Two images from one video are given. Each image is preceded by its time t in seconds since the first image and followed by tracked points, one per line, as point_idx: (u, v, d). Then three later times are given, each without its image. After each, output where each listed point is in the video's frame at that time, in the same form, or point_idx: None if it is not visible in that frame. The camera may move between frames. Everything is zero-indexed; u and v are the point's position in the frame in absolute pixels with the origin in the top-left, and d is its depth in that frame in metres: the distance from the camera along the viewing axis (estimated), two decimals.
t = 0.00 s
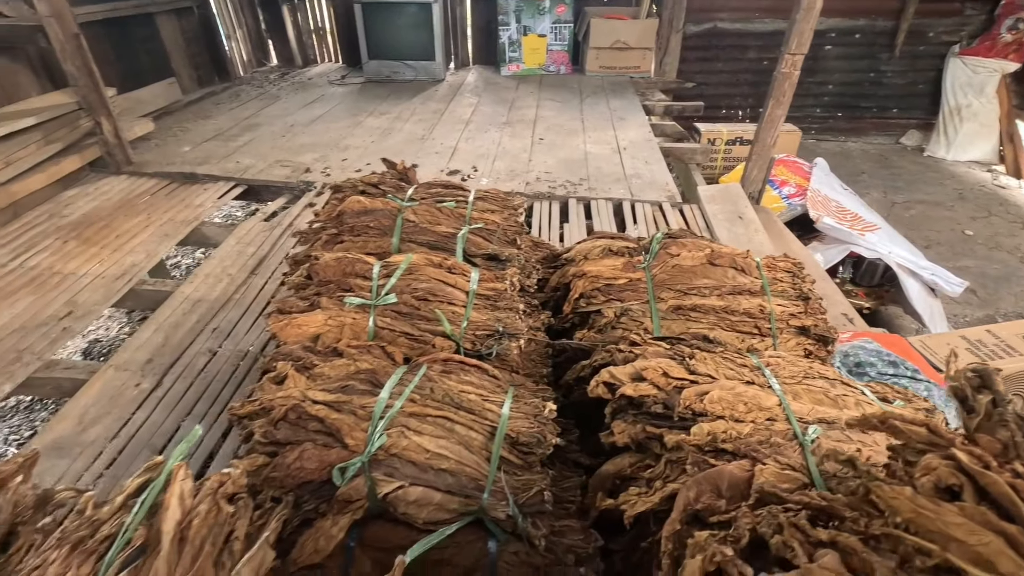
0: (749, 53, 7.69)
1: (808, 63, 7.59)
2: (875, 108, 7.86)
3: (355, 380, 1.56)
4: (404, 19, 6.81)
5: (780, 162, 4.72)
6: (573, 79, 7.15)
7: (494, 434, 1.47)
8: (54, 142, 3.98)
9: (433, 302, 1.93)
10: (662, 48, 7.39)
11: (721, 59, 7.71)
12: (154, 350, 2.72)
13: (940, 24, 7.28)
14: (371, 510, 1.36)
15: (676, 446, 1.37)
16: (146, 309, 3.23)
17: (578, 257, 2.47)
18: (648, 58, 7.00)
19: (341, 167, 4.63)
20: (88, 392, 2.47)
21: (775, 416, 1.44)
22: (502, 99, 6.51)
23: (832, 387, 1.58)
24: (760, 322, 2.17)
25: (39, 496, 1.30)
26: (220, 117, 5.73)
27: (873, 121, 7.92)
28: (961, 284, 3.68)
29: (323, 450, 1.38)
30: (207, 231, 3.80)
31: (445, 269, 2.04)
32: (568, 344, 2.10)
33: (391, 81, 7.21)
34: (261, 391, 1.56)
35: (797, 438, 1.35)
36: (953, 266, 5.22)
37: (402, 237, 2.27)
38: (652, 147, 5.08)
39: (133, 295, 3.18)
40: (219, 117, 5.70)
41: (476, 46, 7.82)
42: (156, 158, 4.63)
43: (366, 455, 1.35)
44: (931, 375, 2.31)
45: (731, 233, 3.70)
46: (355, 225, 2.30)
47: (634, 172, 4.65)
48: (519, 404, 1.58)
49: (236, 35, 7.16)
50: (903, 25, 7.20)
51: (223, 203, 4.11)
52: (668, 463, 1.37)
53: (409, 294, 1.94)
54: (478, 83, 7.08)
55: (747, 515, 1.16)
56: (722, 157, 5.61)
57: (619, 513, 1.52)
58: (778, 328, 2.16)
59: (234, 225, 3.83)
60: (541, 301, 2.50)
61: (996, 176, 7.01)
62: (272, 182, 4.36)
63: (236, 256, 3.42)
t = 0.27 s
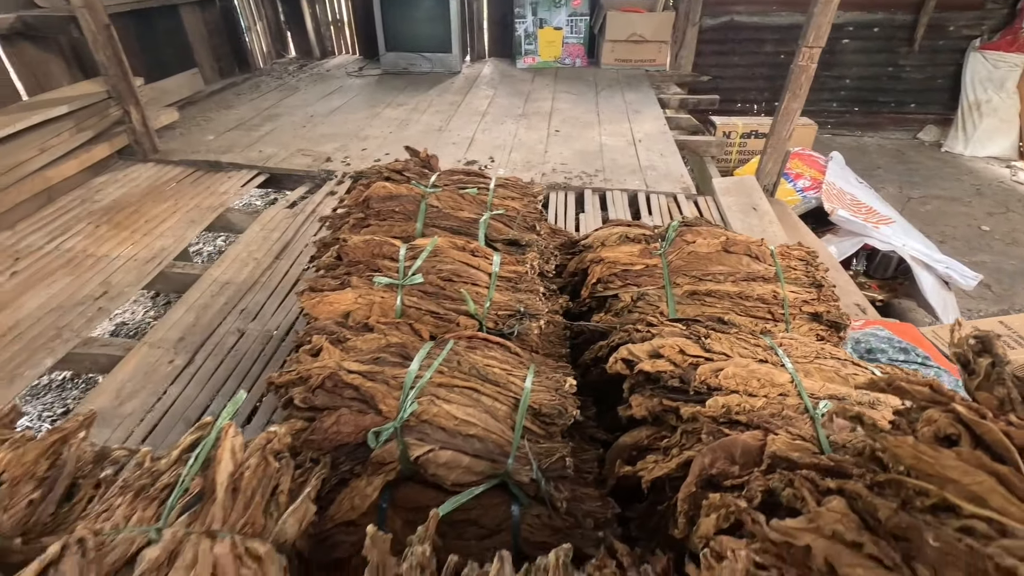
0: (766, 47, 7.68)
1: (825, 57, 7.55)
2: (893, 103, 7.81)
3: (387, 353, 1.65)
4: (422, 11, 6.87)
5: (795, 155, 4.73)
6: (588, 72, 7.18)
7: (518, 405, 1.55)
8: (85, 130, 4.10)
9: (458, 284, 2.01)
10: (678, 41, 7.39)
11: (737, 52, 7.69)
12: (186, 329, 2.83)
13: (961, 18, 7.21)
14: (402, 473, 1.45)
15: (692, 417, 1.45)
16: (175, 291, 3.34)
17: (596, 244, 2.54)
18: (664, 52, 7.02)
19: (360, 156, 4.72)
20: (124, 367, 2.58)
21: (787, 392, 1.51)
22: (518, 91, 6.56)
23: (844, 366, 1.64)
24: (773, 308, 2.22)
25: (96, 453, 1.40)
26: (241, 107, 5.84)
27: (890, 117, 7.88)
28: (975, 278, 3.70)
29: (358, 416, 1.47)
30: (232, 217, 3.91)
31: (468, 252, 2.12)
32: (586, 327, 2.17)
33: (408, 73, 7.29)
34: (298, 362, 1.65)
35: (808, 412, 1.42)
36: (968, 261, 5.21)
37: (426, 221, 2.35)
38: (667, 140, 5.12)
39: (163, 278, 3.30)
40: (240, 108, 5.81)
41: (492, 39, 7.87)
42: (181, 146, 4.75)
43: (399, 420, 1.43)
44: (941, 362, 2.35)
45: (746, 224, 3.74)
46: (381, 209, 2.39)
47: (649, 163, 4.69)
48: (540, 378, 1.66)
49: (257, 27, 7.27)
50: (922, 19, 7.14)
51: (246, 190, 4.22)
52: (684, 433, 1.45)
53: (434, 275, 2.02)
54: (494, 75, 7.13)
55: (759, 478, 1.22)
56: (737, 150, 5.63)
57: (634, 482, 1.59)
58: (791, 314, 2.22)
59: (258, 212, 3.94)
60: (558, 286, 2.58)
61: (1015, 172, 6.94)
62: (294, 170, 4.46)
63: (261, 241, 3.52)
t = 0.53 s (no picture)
0: (774, 39, 7.70)
1: (834, 50, 7.57)
2: (902, 96, 7.82)
3: (406, 316, 1.76)
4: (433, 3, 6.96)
5: (801, 145, 4.79)
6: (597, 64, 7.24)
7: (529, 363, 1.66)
8: (109, 116, 4.23)
9: (472, 256, 2.11)
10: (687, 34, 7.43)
11: (746, 45, 7.73)
12: (209, 304, 2.95)
13: (971, 11, 7.21)
14: (421, 424, 1.55)
15: (693, 373, 1.55)
16: (197, 271, 3.46)
17: (604, 224, 2.64)
18: (672, 44, 7.07)
19: (373, 144, 4.82)
20: (152, 338, 2.71)
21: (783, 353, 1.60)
22: (527, 82, 6.64)
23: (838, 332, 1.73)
24: (775, 284, 2.30)
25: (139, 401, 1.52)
26: (256, 97, 5.96)
27: (899, 110, 7.88)
28: (978, 266, 3.79)
29: (381, 370, 1.58)
30: (250, 201, 4.03)
31: (481, 227, 2.23)
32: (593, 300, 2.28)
33: (419, 65, 7.38)
34: (323, 323, 1.76)
35: (802, 370, 1.52)
36: (974, 251, 5.26)
37: (440, 199, 2.44)
38: (675, 130, 5.19)
39: (186, 258, 3.42)
40: (255, 97, 5.93)
41: (502, 31, 7.95)
42: (199, 134, 4.88)
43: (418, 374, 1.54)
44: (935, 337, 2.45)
45: (751, 211, 3.82)
46: (398, 188, 2.49)
47: (657, 152, 4.77)
48: (550, 340, 1.76)
49: (271, 20, 7.39)
50: (932, 11, 7.14)
51: (263, 176, 4.34)
52: (684, 388, 1.55)
53: (449, 247, 2.12)
54: (504, 67, 7.21)
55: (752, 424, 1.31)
56: (744, 141, 5.69)
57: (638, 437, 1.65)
58: (791, 291, 2.30)
59: (276, 196, 4.06)
60: (567, 265, 2.68)
61: None
62: (309, 157, 4.57)
63: (279, 223, 3.64)
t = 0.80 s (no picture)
0: (776, 34, 7.81)
1: (834, 45, 7.67)
2: (902, 90, 7.92)
3: (420, 271, 1.89)
4: None
5: (801, 133, 4.88)
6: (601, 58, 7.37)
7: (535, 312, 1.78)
8: (128, 102, 4.38)
9: (481, 221, 2.24)
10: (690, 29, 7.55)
11: (748, 40, 7.84)
12: (228, 276, 3.09)
13: (970, 6, 7.30)
14: (435, 365, 1.67)
15: (687, 318, 1.67)
16: (214, 249, 3.59)
17: (605, 198, 2.77)
18: (675, 38, 7.19)
19: (382, 132, 4.96)
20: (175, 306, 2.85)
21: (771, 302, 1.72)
22: (532, 75, 6.77)
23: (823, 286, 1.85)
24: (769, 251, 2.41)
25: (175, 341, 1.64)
26: (268, 88, 6.11)
27: (899, 104, 7.97)
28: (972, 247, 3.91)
29: (398, 314, 1.71)
30: (265, 184, 4.17)
31: (489, 196, 2.35)
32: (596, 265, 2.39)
33: (425, 59, 7.52)
34: (343, 277, 1.90)
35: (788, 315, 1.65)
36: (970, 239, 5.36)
37: (450, 172, 2.57)
38: (676, 119, 5.31)
39: (204, 235, 3.56)
40: (267, 89, 6.08)
41: (507, 27, 8.08)
42: (213, 122, 5.03)
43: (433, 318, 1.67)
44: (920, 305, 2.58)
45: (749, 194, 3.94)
46: (410, 162, 2.62)
47: (658, 140, 4.89)
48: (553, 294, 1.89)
49: (281, 14, 7.54)
50: (932, 6, 7.23)
51: (276, 160, 4.48)
52: (678, 331, 1.67)
53: (460, 213, 2.25)
54: (509, 61, 7.34)
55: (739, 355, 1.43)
56: (744, 131, 5.80)
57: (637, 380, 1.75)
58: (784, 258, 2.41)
59: (289, 179, 4.20)
60: (571, 237, 2.80)
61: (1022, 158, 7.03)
62: (321, 144, 4.72)
63: (293, 204, 3.77)
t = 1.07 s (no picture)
0: (770, 27, 7.93)
1: (828, 37, 7.80)
2: (895, 82, 8.05)
3: (426, 230, 2.02)
4: None
5: (792, 120, 5.01)
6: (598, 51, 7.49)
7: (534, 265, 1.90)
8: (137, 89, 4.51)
9: (482, 188, 2.36)
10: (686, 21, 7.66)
11: (742, 33, 7.96)
12: (238, 251, 3.21)
13: None
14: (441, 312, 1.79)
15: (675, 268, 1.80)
16: (223, 228, 3.72)
17: (601, 172, 2.89)
18: (671, 30, 7.31)
19: (384, 120, 5.09)
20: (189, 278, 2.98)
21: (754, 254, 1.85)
22: (530, 67, 6.89)
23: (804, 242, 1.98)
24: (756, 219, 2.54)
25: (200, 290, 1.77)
26: (271, 79, 6.23)
27: (892, 96, 8.11)
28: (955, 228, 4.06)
29: (406, 266, 1.83)
30: (272, 167, 4.29)
31: (490, 165, 2.47)
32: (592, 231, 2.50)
33: (425, 52, 7.63)
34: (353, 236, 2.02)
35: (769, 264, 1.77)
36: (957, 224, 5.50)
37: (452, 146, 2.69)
38: (671, 107, 5.43)
39: (213, 215, 3.67)
40: (270, 79, 6.20)
41: (506, 20, 8.19)
42: (219, 110, 5.15)
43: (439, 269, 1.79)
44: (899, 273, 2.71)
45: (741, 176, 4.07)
46: (414, 136, 2.74)
47: (653, 127, 5.01)
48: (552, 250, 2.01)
49: (283, 7, 7.64)
50: None
51: (282, 146, 4.60)
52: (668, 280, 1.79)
53: (462, 180, 2.37)
54: (508, 53, 7.46)
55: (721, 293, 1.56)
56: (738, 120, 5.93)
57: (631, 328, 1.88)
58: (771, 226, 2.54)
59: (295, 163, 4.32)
60: (568, 210, 2.93)
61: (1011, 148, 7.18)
62: (324, 131, 4.84)
63: (299, 185, 3.89)
